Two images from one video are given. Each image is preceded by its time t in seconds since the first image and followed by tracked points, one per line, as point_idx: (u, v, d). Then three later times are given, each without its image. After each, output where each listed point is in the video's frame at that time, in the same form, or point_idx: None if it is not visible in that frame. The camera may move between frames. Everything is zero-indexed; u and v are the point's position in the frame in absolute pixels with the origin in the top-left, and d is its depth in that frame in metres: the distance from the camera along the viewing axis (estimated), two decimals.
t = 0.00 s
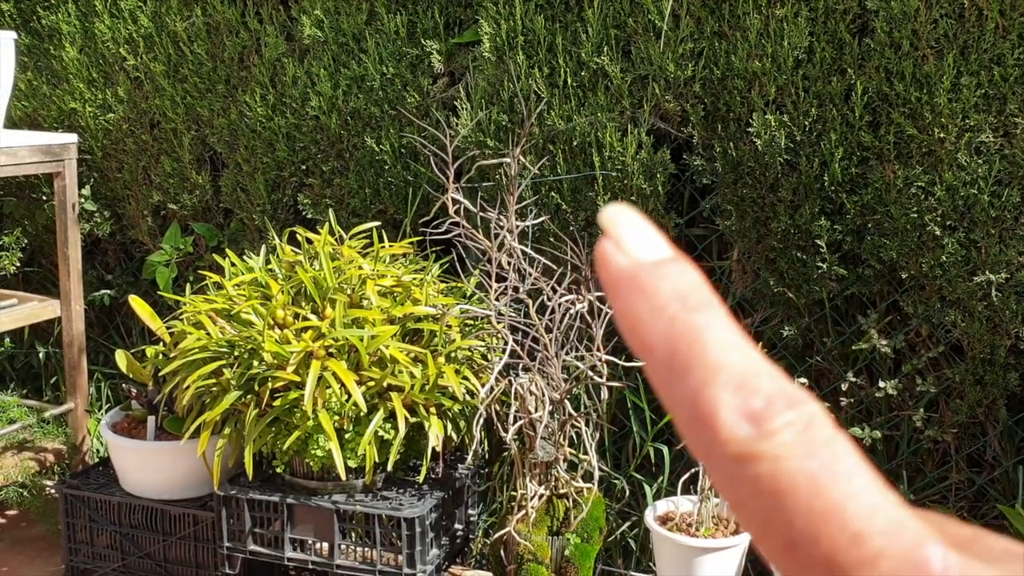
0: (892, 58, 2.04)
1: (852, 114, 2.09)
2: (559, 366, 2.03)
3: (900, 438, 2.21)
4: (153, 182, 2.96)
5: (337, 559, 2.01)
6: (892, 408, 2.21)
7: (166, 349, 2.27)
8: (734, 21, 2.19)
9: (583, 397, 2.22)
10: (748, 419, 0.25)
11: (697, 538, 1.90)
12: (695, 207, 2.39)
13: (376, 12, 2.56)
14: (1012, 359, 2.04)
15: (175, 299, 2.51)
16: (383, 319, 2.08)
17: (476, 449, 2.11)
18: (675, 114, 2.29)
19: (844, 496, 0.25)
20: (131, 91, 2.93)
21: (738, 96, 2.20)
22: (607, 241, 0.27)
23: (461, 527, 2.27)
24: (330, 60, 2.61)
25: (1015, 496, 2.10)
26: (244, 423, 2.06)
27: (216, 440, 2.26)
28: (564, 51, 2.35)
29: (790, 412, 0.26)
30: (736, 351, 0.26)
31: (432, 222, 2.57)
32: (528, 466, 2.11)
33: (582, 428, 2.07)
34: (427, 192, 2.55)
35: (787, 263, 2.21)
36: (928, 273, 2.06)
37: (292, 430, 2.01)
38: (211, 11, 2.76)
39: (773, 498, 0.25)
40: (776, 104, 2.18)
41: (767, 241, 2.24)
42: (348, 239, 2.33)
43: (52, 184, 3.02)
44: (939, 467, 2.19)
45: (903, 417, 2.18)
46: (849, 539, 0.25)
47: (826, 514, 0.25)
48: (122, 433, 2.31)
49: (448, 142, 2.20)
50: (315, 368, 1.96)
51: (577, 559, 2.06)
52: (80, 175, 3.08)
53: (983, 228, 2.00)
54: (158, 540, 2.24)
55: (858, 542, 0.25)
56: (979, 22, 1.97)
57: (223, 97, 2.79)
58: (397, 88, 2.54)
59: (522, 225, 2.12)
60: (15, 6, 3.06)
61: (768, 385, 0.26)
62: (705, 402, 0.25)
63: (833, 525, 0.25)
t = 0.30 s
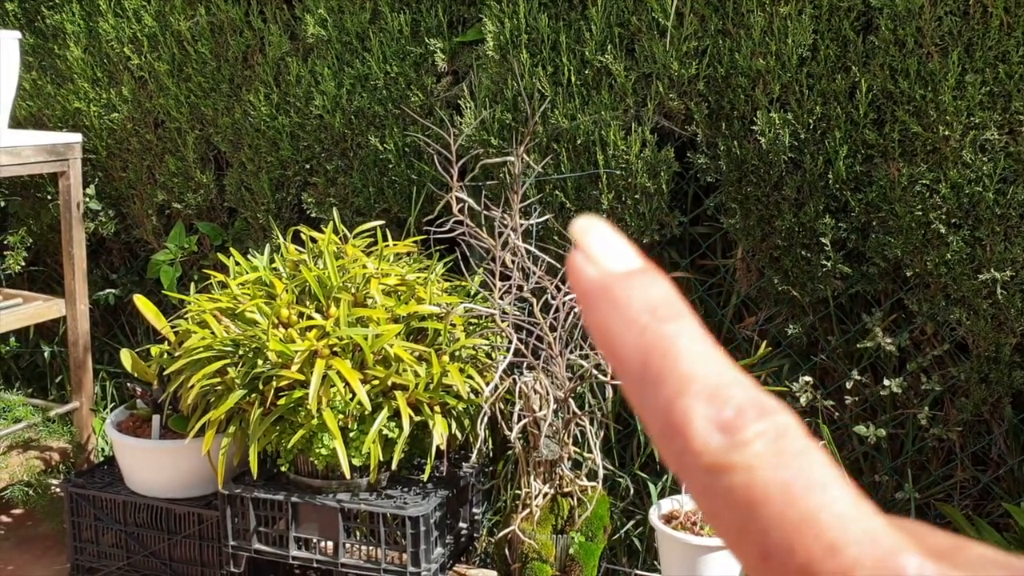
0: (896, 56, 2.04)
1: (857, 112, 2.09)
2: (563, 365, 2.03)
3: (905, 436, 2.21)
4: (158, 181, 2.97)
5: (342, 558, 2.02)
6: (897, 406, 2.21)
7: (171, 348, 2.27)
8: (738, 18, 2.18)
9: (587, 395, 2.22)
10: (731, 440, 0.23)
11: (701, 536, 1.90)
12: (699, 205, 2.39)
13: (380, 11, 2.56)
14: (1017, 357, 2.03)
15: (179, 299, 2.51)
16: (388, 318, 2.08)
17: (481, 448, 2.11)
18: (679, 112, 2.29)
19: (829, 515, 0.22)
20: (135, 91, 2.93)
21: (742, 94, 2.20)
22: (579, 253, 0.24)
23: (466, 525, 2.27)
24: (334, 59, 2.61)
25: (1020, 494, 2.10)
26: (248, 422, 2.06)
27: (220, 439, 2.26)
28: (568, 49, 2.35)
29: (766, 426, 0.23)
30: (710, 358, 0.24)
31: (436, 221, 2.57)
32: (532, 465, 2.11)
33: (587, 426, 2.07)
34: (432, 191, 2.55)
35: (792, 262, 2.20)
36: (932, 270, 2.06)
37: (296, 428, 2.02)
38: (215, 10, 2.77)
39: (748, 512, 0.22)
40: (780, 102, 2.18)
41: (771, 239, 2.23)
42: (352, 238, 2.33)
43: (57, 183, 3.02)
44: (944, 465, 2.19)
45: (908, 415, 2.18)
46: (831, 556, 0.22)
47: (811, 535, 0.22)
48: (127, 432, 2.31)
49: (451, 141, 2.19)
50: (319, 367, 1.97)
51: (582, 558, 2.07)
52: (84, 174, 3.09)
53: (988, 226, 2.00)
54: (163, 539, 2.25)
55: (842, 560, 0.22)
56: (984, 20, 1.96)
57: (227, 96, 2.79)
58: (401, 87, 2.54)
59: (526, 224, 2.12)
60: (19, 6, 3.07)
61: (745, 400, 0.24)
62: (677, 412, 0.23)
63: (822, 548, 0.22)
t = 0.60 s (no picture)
0: (900, 53, 2.03)
1: (861, 110, 2.08)
2: (567, 363, 2.03)
3: (909, 435, 2.21)
4: (162, 180, 2.97)
5: (346, 556, 2.01)
6: (901, 404, 2.20)
7: (176, 347, 2.28)
8: (742, 16, 2.18)
9: (591, 394, 2.22)
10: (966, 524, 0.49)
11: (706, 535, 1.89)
12: (703, 204, 2.38)
13: (384, 10, 2.56)
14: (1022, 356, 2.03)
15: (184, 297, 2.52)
16: (392, 317, 2.09)
17: (485, 446, 2.11)
18: (683, 110, 2.28)
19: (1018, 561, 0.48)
20: (139, 90, 2.93)
21: (746, 92, 2.19)
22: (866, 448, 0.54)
23: (470, 524, 2.27)
24: (338, 58, 2.62)
25: None
26: (253, 421, 2.06)
27: (225, 438, 2.25)
28: (572, 47, 2.35)
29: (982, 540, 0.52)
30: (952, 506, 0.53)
31: (439, 220, 2.57)
32: (536, 463, 2.11)
33: (591, 425, 2.07)
34: (435, 190, 2.55)
35: (796, 260, 2.20)
36: (937, 269, 2.05)
37: (301, 427, 2.02)
38: (219, 10, 2.77)
39: None
40: (785, 100, 2.17)
41: (776, 237, 2.23)
42: (356, 237, 2.33)
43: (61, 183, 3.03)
44: (948, 464, 2.19)
45: (913, 414, 2.18)
46: None
47: None
48: (132, 431, 2.32)
49: (455, 139, 2.19)
50: (324, 366, 1.97)
51: (586, 557, 2.08)
52: (89, 174, 3.09)
53: (993, 224, 2.00)
54: (168, 537, 2.25)
55: None
56: (988, 17, 1.96)
57: (231, 96, 2.79)
58: (405, 85, 2.54)
59: (530, 223, 2.12)
60: (24, 6, 3.07)
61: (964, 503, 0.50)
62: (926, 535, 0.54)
63: None
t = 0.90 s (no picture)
0: (905, 51, 2.03)
1: (866, 108, 2.08)
2: (571, 362, 2.03)
3: (914, 433, 2.20)
4: (167, 180, 2.97)
5: (351, 555, 2.01)
6: (906, 403, 2.20)
7: (181, 347, 2.28)
8: (746, 15, 2.18)
9: (596, 392, 2.22)
10: None
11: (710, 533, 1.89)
12: (707, 202, 2.38)
13: (388, 9, 2.56)
14: None
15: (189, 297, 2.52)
16: (396, 316, 2.09)
17: (489, 445, 2.11)
18: (687, 108, 2.28)
19: None
20: (144, 90, 2.94)
21: (750, 90, 2.19)
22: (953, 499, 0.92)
23: (474, 523, 2.27)
24: (342, 57, 2.62)
25: None
26: (258, 420, 2.07)
27: (229, 437, 2.26)
28: (576, 46, 2.35)
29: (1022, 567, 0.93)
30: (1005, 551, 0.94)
31: (444, 219, 2.57)
32: (541, 462, 2.11)
33: (595, 424, 2.07)
34: (440, 188, 2.55)
35: (800, 258, 2.20)
36: (942, 267, 2.05)
37: (305, 426, 2.02)
38: (224, 9, 2.77)
39: None
40: (789, 98, 2.17)
41: (780, 236, 2.23)
42: (361, 236, 2.33)
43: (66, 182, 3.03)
44: (954, 462, 2.19)
45: (918, 412, 2.17)
46: None
47: None
48: (138, 430, 2.32)
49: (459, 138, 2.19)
50: (328, 365, 1.97)
51: (591, 555, 2.09)
52: (94, 173, 3.10)
53: (998, 221, 1.99)
54: (174, 536, 2.26)
55: None
56: (993, 15, 1.96)
57: (235, 95, 2.80)
58: (409, 84, 2.54)
59: (534, 221, 2.11)
60: (29, 6, 3.08)
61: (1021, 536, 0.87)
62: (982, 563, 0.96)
63: None
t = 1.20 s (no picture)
0: (905, 51, 2.03)
1: (866, 108, 2.08)
2: (571, 362, 2.03)
3: (914, 433, 2.20)
4: (167, 180, 2.97)
5: (351, 555, 2.01)
6: (906, 403, 2.20)
7: (180, 347, 2.28)
8: (746, 15, 2.18)
9: (596, 392, 2.22)
10: None
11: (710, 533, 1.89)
12: (707, 202, 2.38)
13: (388, 9, 2.56)
14: None
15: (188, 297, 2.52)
16: (396, 316, 2.09)
17: (489, 445, 2.11)
18: (687, 109, 2.28)
19: None
20: (144, 90, 2.94)
21: (750, 90, 2.19)
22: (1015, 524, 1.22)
23: (474, 523, 2.27)
24: (342, 57, 2.62)
25: None
26: (258, 420, 2.07)
27: (229, 437, 2.26)
28: (576, 46, 2.35)
29: None
30: None
31: (444, 219, 2.57)
32: (541, 462, 2.11)
33: (595, 424, 2.07)
34: (440, 188, 2.55)
35: (800, 258, 2.20)
36: (942, 267, 2.05)
37: (305, 426, 2.02)
38: (224, 9, 2.78)
39: None
40: (789, 98, 2.17)
41: (780, 236, 2.23)
42: (361, 236, 2.33)
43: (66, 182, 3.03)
44: (953, 462, 2.19)
45: (918, 412, 2.18)
46: None
47: None
48: (138, 430, 2.32)
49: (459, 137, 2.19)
50: (327, 365, 1.97)
51: (591, 555, 2.09)
52: (94, 173, 3.10)
53: (998, 221, 1.99)
54: (174, 536, 2.26)
55: None
56: (994, 15, 1.96)
57: (235, 95, 2.80)
58: (409, 84, 2.54)
59: (534, 221, 2.11)
60: (29, 5, 3.08)
61: None
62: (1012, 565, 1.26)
63: None
